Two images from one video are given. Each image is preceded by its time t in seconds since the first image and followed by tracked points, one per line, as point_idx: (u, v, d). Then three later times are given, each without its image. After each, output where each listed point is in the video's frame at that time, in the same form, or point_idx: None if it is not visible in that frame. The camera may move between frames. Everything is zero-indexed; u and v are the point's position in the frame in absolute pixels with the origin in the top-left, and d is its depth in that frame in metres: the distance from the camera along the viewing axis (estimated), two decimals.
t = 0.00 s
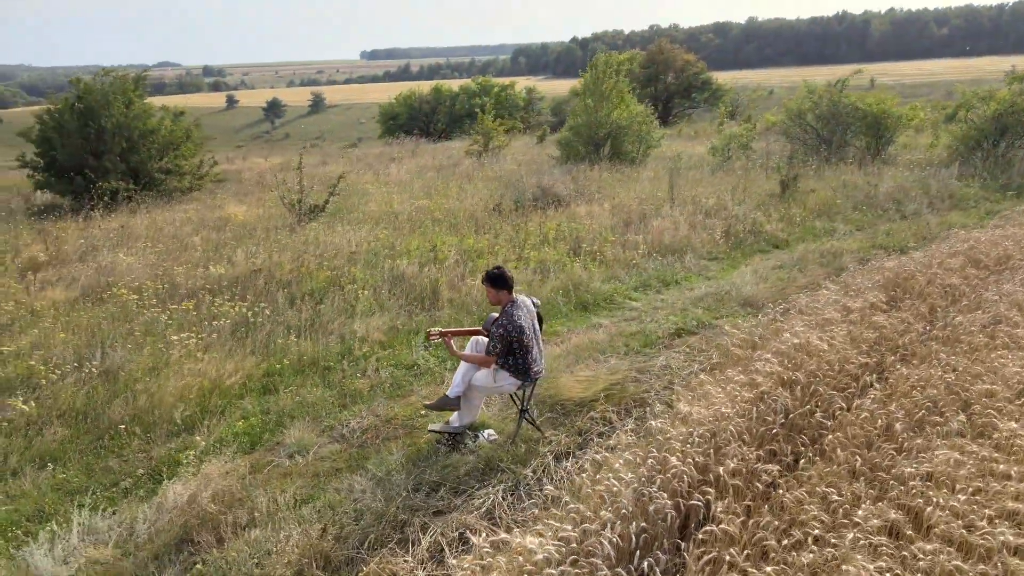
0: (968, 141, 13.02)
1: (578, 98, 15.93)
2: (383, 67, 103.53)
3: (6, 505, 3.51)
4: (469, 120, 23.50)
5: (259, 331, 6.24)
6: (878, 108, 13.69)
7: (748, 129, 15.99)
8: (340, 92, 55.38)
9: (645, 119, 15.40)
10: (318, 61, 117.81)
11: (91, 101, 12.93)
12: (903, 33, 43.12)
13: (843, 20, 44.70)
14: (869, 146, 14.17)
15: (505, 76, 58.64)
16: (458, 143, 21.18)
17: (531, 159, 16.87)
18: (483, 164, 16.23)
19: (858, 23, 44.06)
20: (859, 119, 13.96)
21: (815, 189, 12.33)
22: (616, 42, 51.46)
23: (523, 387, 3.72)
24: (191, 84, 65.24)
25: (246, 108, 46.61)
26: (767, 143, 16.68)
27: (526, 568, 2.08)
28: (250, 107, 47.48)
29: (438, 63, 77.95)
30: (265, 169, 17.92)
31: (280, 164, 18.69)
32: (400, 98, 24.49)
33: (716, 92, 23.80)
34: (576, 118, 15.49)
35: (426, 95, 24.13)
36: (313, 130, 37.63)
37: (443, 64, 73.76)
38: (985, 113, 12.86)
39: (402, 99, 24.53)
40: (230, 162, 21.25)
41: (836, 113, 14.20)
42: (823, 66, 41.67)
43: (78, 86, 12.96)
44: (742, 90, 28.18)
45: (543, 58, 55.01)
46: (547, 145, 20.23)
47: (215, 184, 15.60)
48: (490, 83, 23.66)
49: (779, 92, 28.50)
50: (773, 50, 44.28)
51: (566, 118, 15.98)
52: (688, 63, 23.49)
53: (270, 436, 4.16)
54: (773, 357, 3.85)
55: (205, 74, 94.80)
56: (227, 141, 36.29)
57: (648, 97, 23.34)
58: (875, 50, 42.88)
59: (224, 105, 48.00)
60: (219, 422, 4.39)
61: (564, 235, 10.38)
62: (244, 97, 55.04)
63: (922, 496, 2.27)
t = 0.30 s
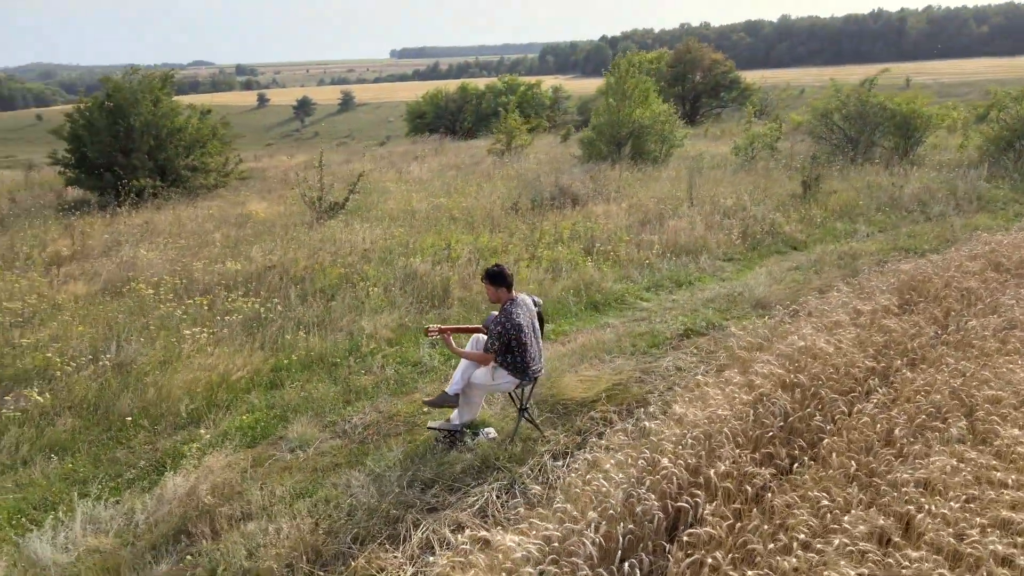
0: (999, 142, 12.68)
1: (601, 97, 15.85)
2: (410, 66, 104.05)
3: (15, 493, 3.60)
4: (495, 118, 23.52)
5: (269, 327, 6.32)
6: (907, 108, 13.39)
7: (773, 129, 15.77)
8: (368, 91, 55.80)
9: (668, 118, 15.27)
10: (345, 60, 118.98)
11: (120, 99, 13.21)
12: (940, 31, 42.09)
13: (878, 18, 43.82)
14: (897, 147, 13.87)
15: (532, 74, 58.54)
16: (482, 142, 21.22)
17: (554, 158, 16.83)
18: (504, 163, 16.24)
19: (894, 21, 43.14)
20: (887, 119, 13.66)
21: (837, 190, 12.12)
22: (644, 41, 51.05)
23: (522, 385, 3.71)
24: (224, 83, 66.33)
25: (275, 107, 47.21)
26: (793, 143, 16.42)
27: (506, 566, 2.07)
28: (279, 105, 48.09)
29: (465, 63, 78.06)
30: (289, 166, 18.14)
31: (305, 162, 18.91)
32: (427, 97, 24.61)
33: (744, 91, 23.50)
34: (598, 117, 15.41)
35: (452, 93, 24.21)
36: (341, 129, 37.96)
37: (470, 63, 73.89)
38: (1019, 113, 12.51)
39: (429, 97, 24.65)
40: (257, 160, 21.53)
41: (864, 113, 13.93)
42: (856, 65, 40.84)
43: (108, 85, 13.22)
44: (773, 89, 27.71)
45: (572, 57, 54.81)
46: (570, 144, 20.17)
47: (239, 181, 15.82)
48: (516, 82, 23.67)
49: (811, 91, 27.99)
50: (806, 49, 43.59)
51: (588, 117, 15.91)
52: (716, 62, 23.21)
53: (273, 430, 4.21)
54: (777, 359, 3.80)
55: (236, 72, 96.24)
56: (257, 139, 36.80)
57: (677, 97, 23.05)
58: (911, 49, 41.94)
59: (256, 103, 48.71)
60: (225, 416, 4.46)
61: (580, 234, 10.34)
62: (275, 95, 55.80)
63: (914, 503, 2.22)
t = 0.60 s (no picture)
0: None
1: (623, 98, 15.78)
2: (435, 67, 104.46)
3: (23, 484, 3.70)
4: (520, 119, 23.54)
5: (279, 325, 6.41)
6: (934, 109, 13.12)
7: (796, 131, 15.57)
8: (396, 91, 56.24)
9: (690, 120, 15.17)
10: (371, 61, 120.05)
11: (147, 100, 13.48)
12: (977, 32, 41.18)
13: (913, 19, 43.04)
14: (924, 150, 13.59)
15: (557, 76, 58.48)
16: (504, 143, 21.26)
17: (576, 159, 16.80)
18: (524, 164, 16.24)
19: (929, 22, 42.30)
20: (913, 121, 13.41)
21: (858, 193, 11.95)
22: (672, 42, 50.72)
23: (519, 385, 3.71)
24: (256, 84, 67.39)
25: (304, 107, 47.78)
26: (816, 146, 16.21)
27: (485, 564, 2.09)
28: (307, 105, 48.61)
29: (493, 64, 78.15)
30: (313, 166, 18.35)
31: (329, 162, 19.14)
32: (452, 98, 24.73)
33: (771, 93, 23.24)
34: (619, 118, 15.36)
35: (478, 93, 24.10)
36: (368, 129, 38.24)
37: (504, 64, 73.86)
38: None
39: (454, 98, 24.76)
40: (281, 160, 21.81)
41: (889, 115, 13.69)
42: (889, 66, 40.12)
43: (136, 85, 13.47)
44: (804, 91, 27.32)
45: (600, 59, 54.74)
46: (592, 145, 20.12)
47: (262, 181, 16.03)
48: (542, 83, 23.68)
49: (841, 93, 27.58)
50: (837, 49, 42.98)
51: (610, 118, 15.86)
52: (743, 63, 22.97)
53: (276, 426, 4.27)
54: (777, 364, 3.77)
55: (266, 73, 97.68)
56: (285, 138, 37.26)
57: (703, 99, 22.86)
58: (946, 50, 41.09)
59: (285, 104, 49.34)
60: (230, 412, 4.52)
61: (594, 235, 10.32)
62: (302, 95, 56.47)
63: (900, 511, 2.20)
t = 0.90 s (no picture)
0: None
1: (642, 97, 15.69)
2: (458, 66, 104.60)
3: (31, 476, 3.78)
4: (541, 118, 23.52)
5: (287, 323, 6.47)
6: (959, 110, 12.84)
7: (817, 131, 15.35)
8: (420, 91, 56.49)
9: (710, 120, 15.04)
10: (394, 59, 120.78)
11: (171, 99, 13.68)
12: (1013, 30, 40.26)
13: (946, 17, 42.22)
14: (949, 150, 13.31)
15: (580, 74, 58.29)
16: (525, 142, 21.24)
17: (594, 159, 16.72)
18: (542, 163, 16.23)
19: (963, 20, 41.43)
20: (938, 120, 13.14)
21: (877, 195, 11.76)
22: (698, 41, 50.23)
23: (515, 387, 3.72)
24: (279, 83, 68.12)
25: (329, 105, 48.21)
26: (838, 146, 15.96)
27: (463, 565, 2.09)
28: (331, 104, 48.96)
29: (516, 63, 77.96)
30: (333, 164, 18.49)
31: (349, 161, 19.27)
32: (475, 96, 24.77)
33: (797, 92, 22.92)
34: (638, 117, 15.28)
35: (501, 92, 24.10)
36: (393, 127, 38.36)
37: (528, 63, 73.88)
38: None
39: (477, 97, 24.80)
40: (302, 158, 22.03)
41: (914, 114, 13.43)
42: (922, 65, 39.38)
43: (160, 84, 13.68)
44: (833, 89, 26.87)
45: (624, 58, 54.57)
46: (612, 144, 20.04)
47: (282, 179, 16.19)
48: (564, 82, 23.62)
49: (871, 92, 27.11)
50: (868, 48, 42.29)
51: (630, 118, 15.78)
52: (769, 62, 22.66)
53: (278, 424, 4.32)
54: (776, 368, 3.73)
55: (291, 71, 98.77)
56: (310, 137, 37.56)
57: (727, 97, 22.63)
58: (980, 49, 40.21)
59: (311, 103, 49.75)
60: (233, 409, 4.58)
61: (606, 236, 10.27)
62: (327, 94, 56.92)
63: (885, 521, 2.17)
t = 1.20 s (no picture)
0: None
1: (661, 97, 15.59)
2: (482, 65, 104.55)
3: (36, 467, 3.85)
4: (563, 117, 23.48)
5: (295, 320, 6.53)
6: (986, 110, 12.54)
7: (839, 131, 15.12)
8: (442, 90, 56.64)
9: (730, 119, 14.89)
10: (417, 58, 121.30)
11: (194, 98, 13.88)
12: None
13: (980, 15, 41.27)
14: (975, 152, 13.01)
15: (605, 73, 58.03)
16: (546, 141, 21.21)
17: (613, 159, 16.65)
18: (559, 163, 16.20)
19: (999, 18, 40.46)
20: (965, 121, 12.85)
21: (897, 196, 11.56)
22: (725, 40, 49.70)
23: (510, 386, 3.72)
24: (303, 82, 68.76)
25: (353, 104, 48.54)
26: (861, 147, 15.69)
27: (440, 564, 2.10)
28: (355, 103, 49.26)
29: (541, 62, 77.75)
30: (351, 163, 18.64)
31: (370, 159, 19.40)
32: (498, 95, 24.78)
33: (824, 91, 22.57)
34: (657, 117, 15.19)
35: (523, 91, 24.09)
36: (417, 126, 38.48)
37: (552, 62, 73.64)
38: None
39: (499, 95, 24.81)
40: (323, 156, 22.24)
41: (940, 114, 13.16)
42: (955, 65, 38.54)
43: (184, 83, 13.88)
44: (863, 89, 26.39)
45: (649, 57, 54.23)
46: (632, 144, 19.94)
47: (301, 177, 16.34)
48: (588, 81, 23.53)
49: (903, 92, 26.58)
50: (899, 46, 41.48)
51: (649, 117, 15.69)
52: (795, 61, 22.31)
53: (279, 420, 4.36)
54: (774, 371, 3.69)
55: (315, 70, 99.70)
56: (335, 136, 37.86)
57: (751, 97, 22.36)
58: (1016, 48, 39.22)
59: (337, 102, 50.15)
60: (236, 404, 4.64)
61: (619, 235, 10.23)
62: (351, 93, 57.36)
63: (869, 528, 2.14)
